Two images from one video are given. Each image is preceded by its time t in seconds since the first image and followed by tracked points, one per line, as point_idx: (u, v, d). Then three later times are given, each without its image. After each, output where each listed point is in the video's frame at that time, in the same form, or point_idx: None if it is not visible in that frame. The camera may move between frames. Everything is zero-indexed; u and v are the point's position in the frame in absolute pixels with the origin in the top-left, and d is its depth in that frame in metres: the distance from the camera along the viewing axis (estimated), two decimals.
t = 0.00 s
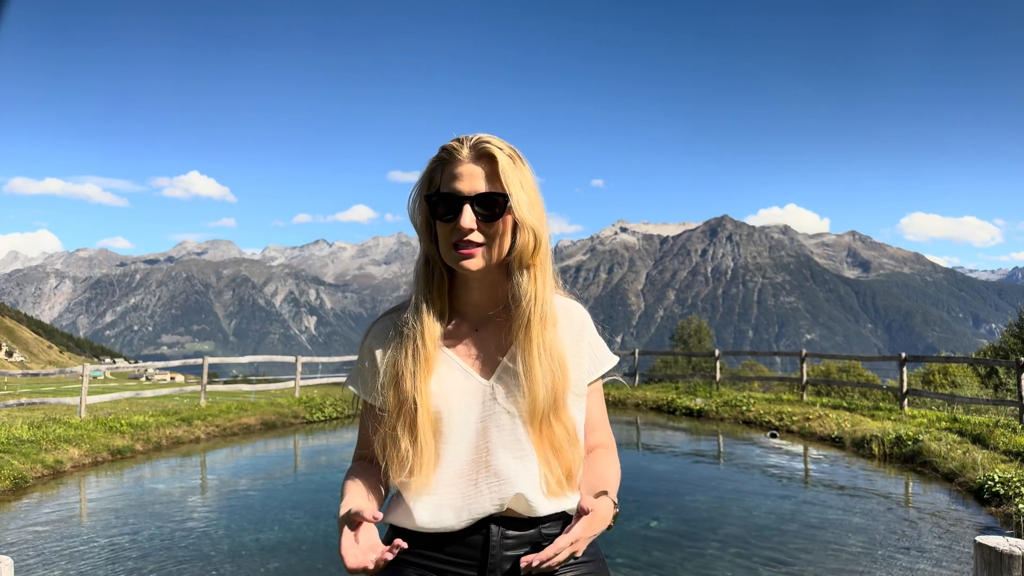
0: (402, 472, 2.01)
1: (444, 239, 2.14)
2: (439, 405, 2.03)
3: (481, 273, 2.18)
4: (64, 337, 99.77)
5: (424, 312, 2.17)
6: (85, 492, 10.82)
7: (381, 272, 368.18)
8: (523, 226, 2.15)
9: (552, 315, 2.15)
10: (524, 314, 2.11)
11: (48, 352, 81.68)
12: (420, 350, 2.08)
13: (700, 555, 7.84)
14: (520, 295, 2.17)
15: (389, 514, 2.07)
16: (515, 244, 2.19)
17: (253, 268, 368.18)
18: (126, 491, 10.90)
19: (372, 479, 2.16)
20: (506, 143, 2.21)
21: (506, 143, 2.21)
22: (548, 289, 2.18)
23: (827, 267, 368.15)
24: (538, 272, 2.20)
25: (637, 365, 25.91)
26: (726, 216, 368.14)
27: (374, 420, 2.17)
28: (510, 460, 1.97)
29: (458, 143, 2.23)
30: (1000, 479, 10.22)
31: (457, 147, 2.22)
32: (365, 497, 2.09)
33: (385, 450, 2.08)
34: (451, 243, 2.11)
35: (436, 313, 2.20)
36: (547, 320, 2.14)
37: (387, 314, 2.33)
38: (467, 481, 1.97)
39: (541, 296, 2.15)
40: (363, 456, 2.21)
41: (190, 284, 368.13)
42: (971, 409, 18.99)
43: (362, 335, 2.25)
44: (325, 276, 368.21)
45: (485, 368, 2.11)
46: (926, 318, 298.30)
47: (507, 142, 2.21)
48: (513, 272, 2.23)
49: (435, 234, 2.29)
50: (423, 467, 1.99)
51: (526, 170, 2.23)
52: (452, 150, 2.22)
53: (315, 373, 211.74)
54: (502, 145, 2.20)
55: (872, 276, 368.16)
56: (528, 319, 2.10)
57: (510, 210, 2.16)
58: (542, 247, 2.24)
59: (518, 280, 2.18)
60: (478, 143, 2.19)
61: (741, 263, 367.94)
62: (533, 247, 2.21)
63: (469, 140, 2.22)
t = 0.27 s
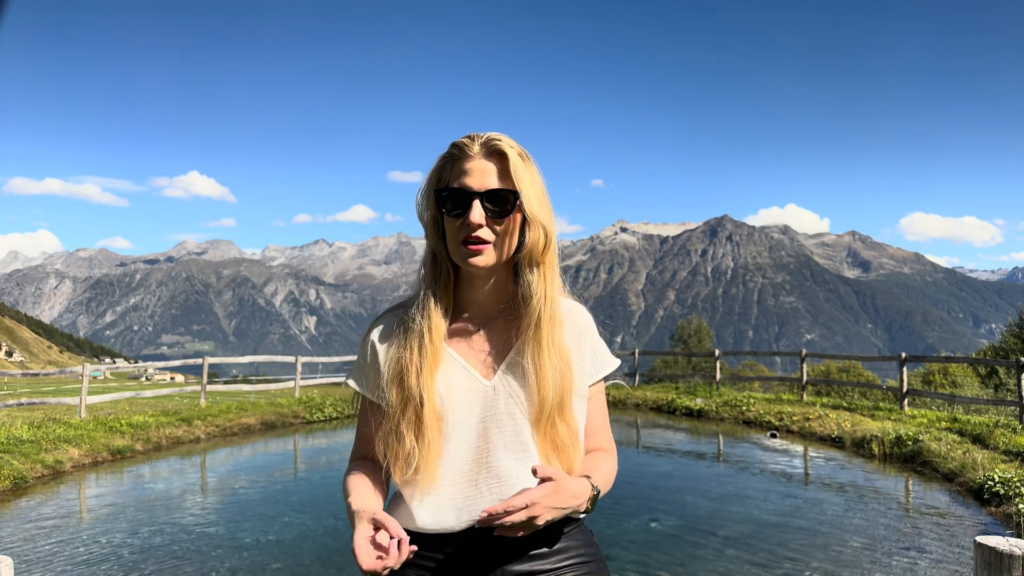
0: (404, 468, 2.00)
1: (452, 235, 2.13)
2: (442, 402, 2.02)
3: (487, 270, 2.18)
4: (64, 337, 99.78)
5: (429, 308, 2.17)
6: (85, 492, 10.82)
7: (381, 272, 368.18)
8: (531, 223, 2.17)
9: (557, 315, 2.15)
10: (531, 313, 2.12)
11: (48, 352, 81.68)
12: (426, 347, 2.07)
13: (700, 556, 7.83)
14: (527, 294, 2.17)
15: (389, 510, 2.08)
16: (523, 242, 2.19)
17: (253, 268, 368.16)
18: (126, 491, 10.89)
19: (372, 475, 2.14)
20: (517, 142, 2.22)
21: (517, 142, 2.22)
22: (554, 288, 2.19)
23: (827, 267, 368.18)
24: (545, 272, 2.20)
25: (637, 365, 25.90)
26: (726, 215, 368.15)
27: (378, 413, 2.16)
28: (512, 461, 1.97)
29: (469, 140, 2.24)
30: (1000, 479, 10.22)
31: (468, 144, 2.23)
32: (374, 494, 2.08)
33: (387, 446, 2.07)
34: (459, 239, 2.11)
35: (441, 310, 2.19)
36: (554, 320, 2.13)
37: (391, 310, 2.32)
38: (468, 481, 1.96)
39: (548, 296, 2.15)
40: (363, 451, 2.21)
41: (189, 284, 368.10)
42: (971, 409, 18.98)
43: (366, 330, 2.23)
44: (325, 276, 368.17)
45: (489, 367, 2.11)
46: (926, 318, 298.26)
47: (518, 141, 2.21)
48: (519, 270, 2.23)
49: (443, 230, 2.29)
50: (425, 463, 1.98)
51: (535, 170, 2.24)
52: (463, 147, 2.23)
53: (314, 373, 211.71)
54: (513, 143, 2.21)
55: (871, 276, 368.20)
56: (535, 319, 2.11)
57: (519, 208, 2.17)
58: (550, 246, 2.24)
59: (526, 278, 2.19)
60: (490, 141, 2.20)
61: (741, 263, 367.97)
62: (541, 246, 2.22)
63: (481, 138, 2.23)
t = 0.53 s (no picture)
0: (405, 469, 1.99)
1: (453, 233, 2.13)
2: (444, 402, 2.02)
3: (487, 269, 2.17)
4: (64, 337, 99.76)
5: (431, 307, 2.16)
6: (85, 492, 10.81)
7: (381, 272, 368.17)
8: (533, 224, 2.17)
9: (558, 316, 2.15)
10: (533, 313, 2.11)
11: (48, 352, 81.66)
12: (426, 345, 2.06)
13: (700, 556, 7.83)
14: (528, 293, 2.17)
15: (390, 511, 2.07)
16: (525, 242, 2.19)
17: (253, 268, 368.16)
18: (126, 491, 10.89)
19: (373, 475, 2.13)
20: (519, 142, 2.21)
21: (519, 142, 2.21)
22: (556, 288, 2.18)
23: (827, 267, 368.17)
24: (547, 273, 2.20)
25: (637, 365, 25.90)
26: (726, 215, 368.15)
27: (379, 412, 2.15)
28: (512, 461, 1.96)
29: (471, 139, 2.24)
30: (1000, 479, 10.22)
31: (470, 143, 2.23)
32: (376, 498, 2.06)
33: (388, 446, 2.05)
34: (461, 237, 2.10)
35: (442, 309, 2.18)
36: (555, 321, 2.13)
37: (391, 309, 2.31)
38: (468, 481, 1.96)
39: (550, 296, 2.15)
40: (362, 450, 2.19)
41: (189, 284, 368.11)
42: (971, 409, 18.97)
43: (365, 328, 2.22)
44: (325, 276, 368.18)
45: (489, 367, 2.11)
46: (926, 318, 298.19)
47: (520, 142, 2.21)
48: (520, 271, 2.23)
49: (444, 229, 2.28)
50: (426, 463, 1.97)
51: (538, 171, 2.24)
52: (466, 145, 2.23)
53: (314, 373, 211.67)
54: (516, 143, 2.21)
55: (871, 276, 368.18)
56: (536, 319, 2.11)
57: (521, 207, 2.17)
58: (552, 246, 2.24)
59: (527, 277, 2.18)
60: (493, 140, 2.20)
61: (741, 263, 367.97)
62: (542, 246, 2.22)
63: (483, 137, 2.23)
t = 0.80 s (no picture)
0: (402, 469, 1.97)
1: (449, 232, 2.13)
2: (443, 401, 2.01)
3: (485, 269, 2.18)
4: (64, 337, 99.74)
5: (428, 307, 2.15)
6: (85, 492, 10.82)
7: (381, 272, 368.17)
8: (530, 222, 2.17)
9: (555, 314, 2.15)
10: (530, 311, 2.12)
11: (48, 352, 81.64)
12: (424, 345, 2.06)
13: (699, 555, 7.85)
14: (525, 292, 2.17)
15: (388, 511, 2.06)
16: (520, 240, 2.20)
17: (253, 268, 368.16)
18: (126, 491, 10.89)
19: (368, 472, 2.12)
20: (516, 140, 2.22)
21: (516, 141, 2.21)
22: (552, 287, 2.19)
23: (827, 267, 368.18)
24: (543, 271, 2.21)
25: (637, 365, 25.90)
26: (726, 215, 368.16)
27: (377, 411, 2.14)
28: (510, 461, 1.96)
29: (467, 139, 2.25)
30: (1000, 479, 10.22)
31: (466, 143, 2.23)
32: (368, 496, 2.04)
33: (385, 446, 2.03)
34: (457, 235, 2.10)
35: (439, 308, 2.18)
36: (552, 320, 2.14)
37: (388, 308, 2.30)
38: (466, 482, 1.96)
39: (546, 296, 2.16)
40: (359, 449, 2.18)
41: (189, 284, 368.11)
42: (971, 409, 18.97)
43: (361, 327, 2.20)
44: (325, 276, 368.19)
45: (486, 366, 2.11)
46: (926, 318, 298.16)
47: (517, 141, 2.22)
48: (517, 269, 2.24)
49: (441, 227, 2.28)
50: (425, 462, 1.95)
51: (534, 170, 2.24)
52: (463, 145, 2.23)
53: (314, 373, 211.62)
54: (512, 142, 2.21)
55: (871, 276, 368.18)
56: (533, 317, 2.11)
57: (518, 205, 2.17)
58: (548, 244, 2.25)
59: (525, 277, 2.19)
60: (490, 139, 2.20)
61: (741, 263, 367.98)
62: (538, 244, 2.22)
63: (480, 136, 2.23)
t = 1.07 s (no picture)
0: (404, 467, 1.97)
1: (445, 232, 2.13)
2: (443, 398, 2.01)
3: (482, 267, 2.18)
4: (64, 337, 99.72)
5: (427, 306, 2.16)
6: (85, 492, 10.82)
7: (381, 272, 368.20)
8: (525, 217, 2.16)
9: (552, 310, 2.15)
10: (527, 306, 2.12)
11: (48, 352, 81.64)
12: (422, 342, 2.06)
13: (700, 555, 7.85)
14: (522, 288, 2.17)
15: (388, 511, 2.05)
16: (517, 237, 2.18)
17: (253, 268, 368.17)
18: (126, 491, 10.89)
19: (369, 469, 2.12)
20: (507, 138, 2.21)
21: (507, 138, 2.21)
22: (549, 282, 2.19)
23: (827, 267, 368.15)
24: (540, 267, 2.20)
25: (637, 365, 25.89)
26: (726, 216, 368.14)
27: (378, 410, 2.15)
28: (510, 456, 1.97)
29: (459, 139, 2.25)
30: (1000, 479, 10.22)
31: (458, 143, 2.23)
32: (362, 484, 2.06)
33: (386, 445, 2.04)
34: (452, 235, 2.11)
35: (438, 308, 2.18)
36: (549, 316, 2.14)
37: (386, 307, 2.30)
38: (467, 477, 1.96)
39: (544, 291, 2.15)
40: (360, 448, 2.17)
41: (190, 284, 368.14)
42: (971, 409, 18.98)
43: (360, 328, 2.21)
44: (325, 276, 368.22)
45: (486, 363, 2.11)
46: (926, 318, 298.18)
47: (508, 138, 2.22)
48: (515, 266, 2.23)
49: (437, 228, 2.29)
50: (426, 460, 1.96)
51: (527, 166, 2.23)
52: (454, 146, 2.23)
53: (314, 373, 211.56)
54: (504, 140, 2.21)
55: (871, 277, 368.16)
56: (529, 312, 2.11)
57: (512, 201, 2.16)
58: (544, 239, 2.23)
59: (520, 272, 2.18)
60: (481, 138, 2.20)
61: (741, 263, 367.97)
62: (534, 242, 2.21)
63: (471, 136, 2.23)
